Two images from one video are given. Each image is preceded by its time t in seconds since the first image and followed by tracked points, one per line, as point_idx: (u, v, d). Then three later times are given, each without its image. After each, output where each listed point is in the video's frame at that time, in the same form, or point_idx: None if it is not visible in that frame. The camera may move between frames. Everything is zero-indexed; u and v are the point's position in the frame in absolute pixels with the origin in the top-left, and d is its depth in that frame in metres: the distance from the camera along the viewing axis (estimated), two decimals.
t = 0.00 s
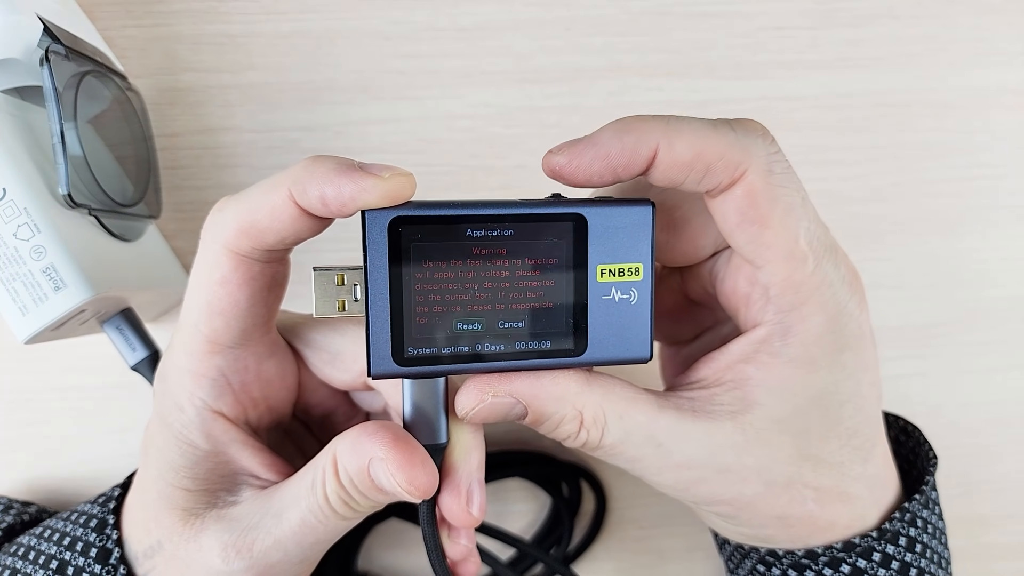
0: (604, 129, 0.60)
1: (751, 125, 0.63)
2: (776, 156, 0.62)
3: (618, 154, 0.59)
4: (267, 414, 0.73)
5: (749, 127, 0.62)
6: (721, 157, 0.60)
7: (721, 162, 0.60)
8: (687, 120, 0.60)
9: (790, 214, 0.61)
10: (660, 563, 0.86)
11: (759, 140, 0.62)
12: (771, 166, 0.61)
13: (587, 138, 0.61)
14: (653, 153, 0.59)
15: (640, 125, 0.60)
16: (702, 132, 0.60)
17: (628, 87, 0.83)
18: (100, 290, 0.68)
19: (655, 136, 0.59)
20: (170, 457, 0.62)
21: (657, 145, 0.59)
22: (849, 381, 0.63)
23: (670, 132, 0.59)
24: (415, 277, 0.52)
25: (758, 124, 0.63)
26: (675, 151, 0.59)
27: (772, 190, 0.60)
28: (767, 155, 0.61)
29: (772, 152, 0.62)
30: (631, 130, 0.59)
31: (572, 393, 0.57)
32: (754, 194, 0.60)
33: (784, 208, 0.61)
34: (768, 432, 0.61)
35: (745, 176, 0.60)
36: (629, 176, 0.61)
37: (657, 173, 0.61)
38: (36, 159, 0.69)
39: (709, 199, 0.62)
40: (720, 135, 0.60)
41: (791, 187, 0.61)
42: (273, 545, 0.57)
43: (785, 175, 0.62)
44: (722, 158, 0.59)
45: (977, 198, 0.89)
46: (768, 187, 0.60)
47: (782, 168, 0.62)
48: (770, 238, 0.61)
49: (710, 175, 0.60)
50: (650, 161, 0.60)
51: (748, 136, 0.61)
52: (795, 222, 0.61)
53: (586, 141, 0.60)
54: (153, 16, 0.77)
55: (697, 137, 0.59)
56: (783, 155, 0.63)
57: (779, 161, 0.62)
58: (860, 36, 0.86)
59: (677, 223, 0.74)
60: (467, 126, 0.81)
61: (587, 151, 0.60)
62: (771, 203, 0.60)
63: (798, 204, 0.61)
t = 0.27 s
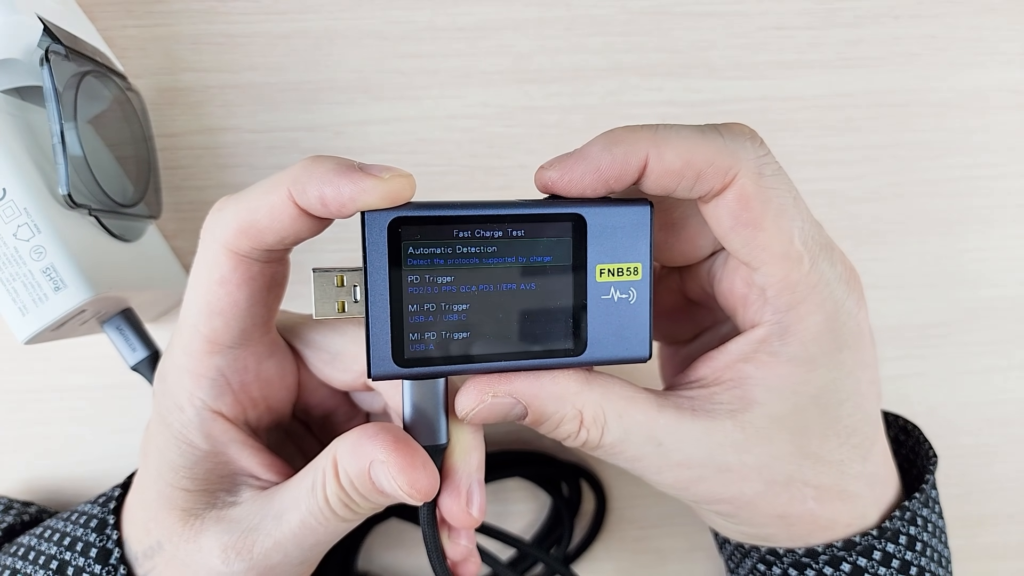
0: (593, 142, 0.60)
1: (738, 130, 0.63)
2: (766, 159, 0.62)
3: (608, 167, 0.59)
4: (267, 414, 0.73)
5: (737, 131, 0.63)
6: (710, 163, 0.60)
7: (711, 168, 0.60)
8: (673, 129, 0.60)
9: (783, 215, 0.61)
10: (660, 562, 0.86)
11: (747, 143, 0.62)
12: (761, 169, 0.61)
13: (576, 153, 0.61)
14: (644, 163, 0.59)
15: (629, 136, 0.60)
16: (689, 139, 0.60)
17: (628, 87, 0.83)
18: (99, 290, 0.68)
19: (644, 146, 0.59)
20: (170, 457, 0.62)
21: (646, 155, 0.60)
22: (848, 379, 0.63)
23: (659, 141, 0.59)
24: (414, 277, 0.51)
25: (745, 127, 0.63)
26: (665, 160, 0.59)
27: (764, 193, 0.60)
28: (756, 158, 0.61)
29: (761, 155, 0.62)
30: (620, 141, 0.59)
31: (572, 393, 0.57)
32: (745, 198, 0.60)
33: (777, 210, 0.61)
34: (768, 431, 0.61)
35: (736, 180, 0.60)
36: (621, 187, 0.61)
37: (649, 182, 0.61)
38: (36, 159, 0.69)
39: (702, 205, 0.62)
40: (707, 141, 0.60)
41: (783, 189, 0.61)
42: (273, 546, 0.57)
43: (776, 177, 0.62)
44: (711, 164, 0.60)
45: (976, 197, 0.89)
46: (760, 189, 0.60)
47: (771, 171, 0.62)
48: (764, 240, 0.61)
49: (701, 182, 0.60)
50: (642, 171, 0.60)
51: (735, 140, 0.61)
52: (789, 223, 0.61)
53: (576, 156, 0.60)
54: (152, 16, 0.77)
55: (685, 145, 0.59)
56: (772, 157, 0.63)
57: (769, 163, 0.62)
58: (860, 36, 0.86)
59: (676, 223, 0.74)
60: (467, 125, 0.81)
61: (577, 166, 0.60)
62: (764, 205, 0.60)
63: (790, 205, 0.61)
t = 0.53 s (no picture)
0: (592, 143, 0.60)
1: (736, 129, 0.63)
2: (765, 159, 0.62)
3: (608, 168, 0.59)
4: (266, 415, 0.73)
5: (735, 131, 0.62)
6: (709, 163, 0.60)
7: (710, 168, 0.60)
8: (672, 129, 0.61)
9: (782, 215, 0.61)
10: (660, 562, 0.86)
11: (746, 143, 0.61)
12: (760, 168, 0.61)
13: (574, 154, 0.60)
14: (643, 164, 0.59)
15: (628, 136, 0.60)
16: (687, 139, 0.60)
17: (628, 87, 0.83)
18: (100, 290, 0.68)
19: (643, 146, 0.59)
20: (169, 458, 0.62)
21: (646, 155, 0.60)
22: (847, 379, 0.63)
23: (658, 141, 0.59)
24: (414, 279, 0.51)
25: (744, 127, 0.63)
26: (664, 160, 0.59)
27: (763, 193, 0.60)
28: (755, 158, 0.61)
29: (760, 155, 0.61)
30: (619, 142, 0.59)
31: (572, 394, 0.57)
32: (745, 198, 0.60)
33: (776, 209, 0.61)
34: (768, 431, 0.61)
35: (735, 180, 0.60)
36: (621, 188, 0.61)
37: (648, 183, 0.61)
38: (36, 158, 0.69)
39: (701, 204, 0.62)
40: (706, 141, 0.60)
41: (782, 188, 0.61)
42: (273, 547, 0.57)
43: (775, 177, 0.62)
44: (710, 164, 0.60)
45: (976, 197, 0.89)
46: (759, 189, 0.60)
47: (770, 170, 0.62)
48: (763, 240, 0.61)
49: (700, 182, 0.60)
50: (641, 172, 0.60)
51: (734, 140, 0.61)
52: (788, 222, 0.61)
53: (574, 158, 0.59)
54: (152, 16, 0.77)
55: (683, 145, 0.59)
56: (771, 156, 0.63)
57: (768, 163, 0.62)
58: (860, 36, 0.86)
59: (675, 223, 0.74)
60: (467, 125, 0.81)
61: (576, 168, 0.59)
62: (763, 205, 0.60)
63: (789, 204, 0.61)
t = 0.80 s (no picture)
0: (593, 134, 0.60)
1: (737, 128, 0.62)
2: (764, 158, 0.62)
3: (605, 158, 0.60)
4: (266, 415, 0.73)
5: (736, 130, 0.62)
6: (708, 161, 0.60)
7: (709, 167, 0.60)
8: (674, 124, 0.60)
9: (781, 214, 0.61)
10: (660, 561, 0.86)
11: (747, 143, 0.61)
12: (760, 168, 0.61)
13: (574, 143, 0.61)
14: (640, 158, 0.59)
15: (628, 130, 0.60)
16: (688, 136, 0.60)
17: (628, 86, 0.83)
18: (99, 290, 0.69)
19: (643, 140, 0.60)
20: (169, 458, 0.62)
21: (645, 150, 0.60)
22: (846, 378, 0.63)
23: (658, 137, 0.60)
24: (414, 279, 0.51)
25: (744, 127, 0.63)
26: (663, 156, 0.60)
27: (762, 193, 0.60)
28: (755, 158, 0.61)
29: (760, 154, 0.61)
30: (620, 134, 0.60)
31: (572, 394, 0.57)
32: (743, 198, 0.60)
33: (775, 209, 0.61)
34: (768, 430, 0.61)
35: (734, 179, 0.60)
36: (618, 180, 0.61)
37: (645, 177, 0.61)
38: (36, 158, 0.69)
39: (700, 202, 0.62)
40: (707, 139, 0.60)
41: (781, 188, 0.61)
42: (273, 548, 0.57)
43: (774, 176, 0.62)
44: (709, 163, 0.59)
45: (976, 197, 0.89)
46: (758, 189, 0.60)
47: (770, 170, 0.61)
48: (762, 239, 0.61)
49: (698, 180, 0.60)
50: (638, 166, 0.60)
51: (734, 139, 0.61)
52: (787, 221, 0.61)
53: (573, 146, 0.61)
54: (152, 15, 0.77)
55: (684, 142, 0.59)
56: (771, 156, 0.62)
57: (768, 163, 0.62)
58: (860, 36, 0.86)
59: (674, 223, 0.74)
60: (467, 125, 0.81)
61: (575, 158, 0.60)
62: (762, 204, 0.60)
63: (788, 203, 0.61)
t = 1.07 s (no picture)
0: (588, 118, 0.58)
1: (731, 135, 0.62)
2: (759, 167, 0.62)
3: (595, 146, 0.58)
4: (266, 416, 0.73)
5: (731, 137, 0.62)
6: (699, 167, 0.59)
7: (700, 172, 0.59)
8: (671, 124, 0.59)
9: (774, 220, 0.61)
10: (660, 562, 0.86)
11: (740, 151, 0.61)
12: (753, 176, 0.61)
13: (569, 122, 0.59)
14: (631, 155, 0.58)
15: (625, 123, 0.58)
16: (683, 139, 0.59)
17: (628, 87, 0.83)
18: (99, 290, 0.69)
19: (637, 137, 0.58)
20: (169, 458, 0.62)
21: (636, 148, 0.58)
22: (846, 380, 0.63)
23: (654, 137, 0.58)
24: (414, 281, 0.51)
25: (738, 134, 0.63)
26: (655, 156, 0.59)
27: (755, 200, 0.60)
28: (747, 166, 0.61)
29: (754, 163, 0.61)
30: (614, 125, 0.58)
31: (572, 396, 0.57)
32: (735, 204, 0.60)
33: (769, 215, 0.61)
34: (768, 432, 0.61)
35: (724, 187, 0.60)
36: (603, 170, 0.60)
37: (633, 173, 0.60)
38: (36, 158, 0.69)
39: (693, 206, 0.62)
40: (702, 144, 0.60)
41: (775, 195, 0.61)
42: (273, 548, 0.57)
43: (767, 184, 0.62)
44: (702, 168, 0.59)
45: (976, 197, 0.89)
46: (751, 197, 0.60)
47: (763, 177, 0.61)
48: (756, 246, 0.60)
49: (689, 184, 0.59)
50: (627, 161, 0.59)
51: (727, 146, 0.61)
52: (781, 227, 0.61)
53: (568, 125, 0.58)
54: (152, 16, 0.77)
55: (679, 144, 0.59)
56: (764, 164, 0.62)
57: (761, 170, 0.62)
58: (860, 36, 0.86)
59: (672, 225, 0.74)
60: (467, 126, 0.81)
61: (566, 137, 0.58)
62: (756, 211, 0.60)
63: (782, 209, 0.61)
